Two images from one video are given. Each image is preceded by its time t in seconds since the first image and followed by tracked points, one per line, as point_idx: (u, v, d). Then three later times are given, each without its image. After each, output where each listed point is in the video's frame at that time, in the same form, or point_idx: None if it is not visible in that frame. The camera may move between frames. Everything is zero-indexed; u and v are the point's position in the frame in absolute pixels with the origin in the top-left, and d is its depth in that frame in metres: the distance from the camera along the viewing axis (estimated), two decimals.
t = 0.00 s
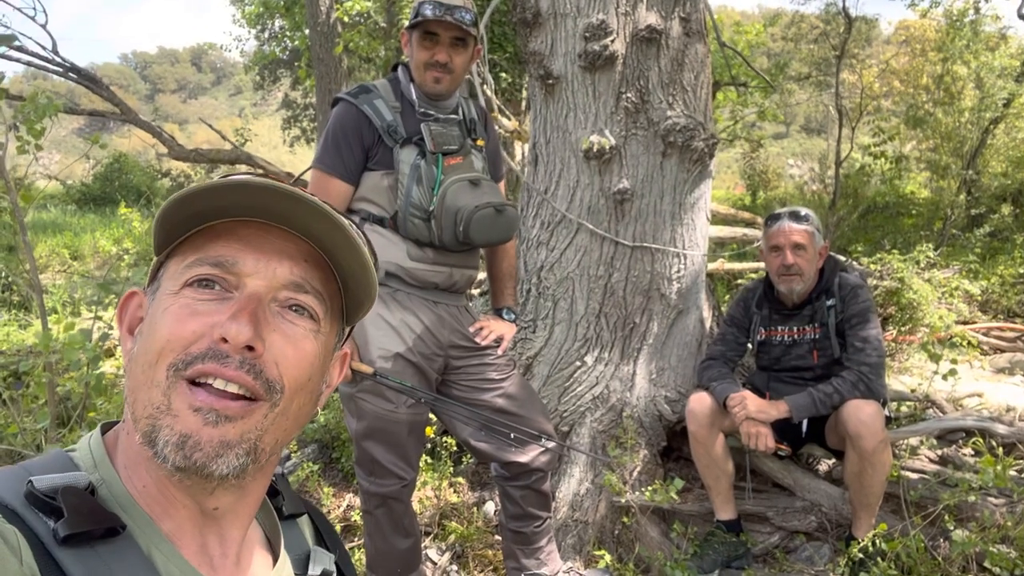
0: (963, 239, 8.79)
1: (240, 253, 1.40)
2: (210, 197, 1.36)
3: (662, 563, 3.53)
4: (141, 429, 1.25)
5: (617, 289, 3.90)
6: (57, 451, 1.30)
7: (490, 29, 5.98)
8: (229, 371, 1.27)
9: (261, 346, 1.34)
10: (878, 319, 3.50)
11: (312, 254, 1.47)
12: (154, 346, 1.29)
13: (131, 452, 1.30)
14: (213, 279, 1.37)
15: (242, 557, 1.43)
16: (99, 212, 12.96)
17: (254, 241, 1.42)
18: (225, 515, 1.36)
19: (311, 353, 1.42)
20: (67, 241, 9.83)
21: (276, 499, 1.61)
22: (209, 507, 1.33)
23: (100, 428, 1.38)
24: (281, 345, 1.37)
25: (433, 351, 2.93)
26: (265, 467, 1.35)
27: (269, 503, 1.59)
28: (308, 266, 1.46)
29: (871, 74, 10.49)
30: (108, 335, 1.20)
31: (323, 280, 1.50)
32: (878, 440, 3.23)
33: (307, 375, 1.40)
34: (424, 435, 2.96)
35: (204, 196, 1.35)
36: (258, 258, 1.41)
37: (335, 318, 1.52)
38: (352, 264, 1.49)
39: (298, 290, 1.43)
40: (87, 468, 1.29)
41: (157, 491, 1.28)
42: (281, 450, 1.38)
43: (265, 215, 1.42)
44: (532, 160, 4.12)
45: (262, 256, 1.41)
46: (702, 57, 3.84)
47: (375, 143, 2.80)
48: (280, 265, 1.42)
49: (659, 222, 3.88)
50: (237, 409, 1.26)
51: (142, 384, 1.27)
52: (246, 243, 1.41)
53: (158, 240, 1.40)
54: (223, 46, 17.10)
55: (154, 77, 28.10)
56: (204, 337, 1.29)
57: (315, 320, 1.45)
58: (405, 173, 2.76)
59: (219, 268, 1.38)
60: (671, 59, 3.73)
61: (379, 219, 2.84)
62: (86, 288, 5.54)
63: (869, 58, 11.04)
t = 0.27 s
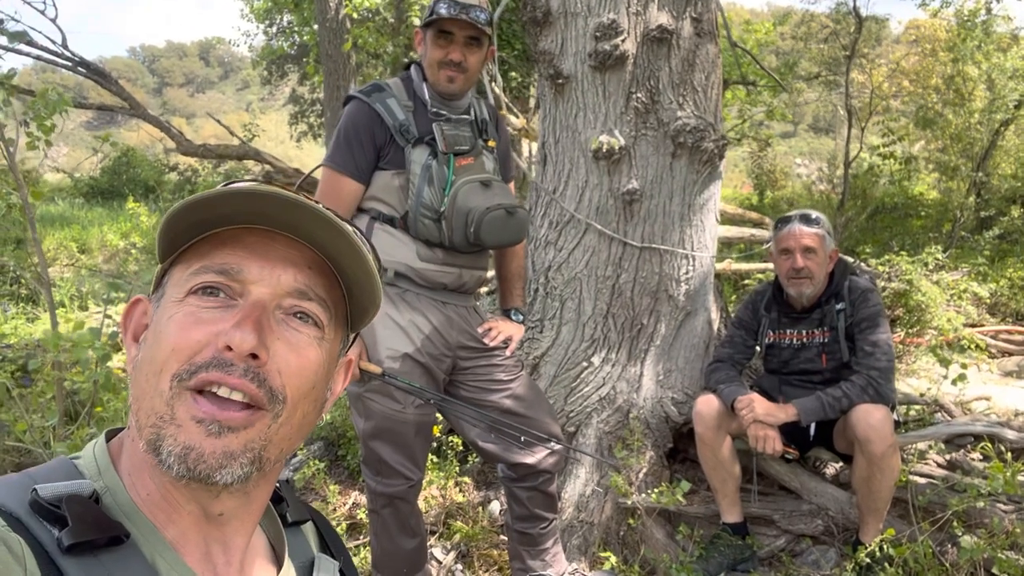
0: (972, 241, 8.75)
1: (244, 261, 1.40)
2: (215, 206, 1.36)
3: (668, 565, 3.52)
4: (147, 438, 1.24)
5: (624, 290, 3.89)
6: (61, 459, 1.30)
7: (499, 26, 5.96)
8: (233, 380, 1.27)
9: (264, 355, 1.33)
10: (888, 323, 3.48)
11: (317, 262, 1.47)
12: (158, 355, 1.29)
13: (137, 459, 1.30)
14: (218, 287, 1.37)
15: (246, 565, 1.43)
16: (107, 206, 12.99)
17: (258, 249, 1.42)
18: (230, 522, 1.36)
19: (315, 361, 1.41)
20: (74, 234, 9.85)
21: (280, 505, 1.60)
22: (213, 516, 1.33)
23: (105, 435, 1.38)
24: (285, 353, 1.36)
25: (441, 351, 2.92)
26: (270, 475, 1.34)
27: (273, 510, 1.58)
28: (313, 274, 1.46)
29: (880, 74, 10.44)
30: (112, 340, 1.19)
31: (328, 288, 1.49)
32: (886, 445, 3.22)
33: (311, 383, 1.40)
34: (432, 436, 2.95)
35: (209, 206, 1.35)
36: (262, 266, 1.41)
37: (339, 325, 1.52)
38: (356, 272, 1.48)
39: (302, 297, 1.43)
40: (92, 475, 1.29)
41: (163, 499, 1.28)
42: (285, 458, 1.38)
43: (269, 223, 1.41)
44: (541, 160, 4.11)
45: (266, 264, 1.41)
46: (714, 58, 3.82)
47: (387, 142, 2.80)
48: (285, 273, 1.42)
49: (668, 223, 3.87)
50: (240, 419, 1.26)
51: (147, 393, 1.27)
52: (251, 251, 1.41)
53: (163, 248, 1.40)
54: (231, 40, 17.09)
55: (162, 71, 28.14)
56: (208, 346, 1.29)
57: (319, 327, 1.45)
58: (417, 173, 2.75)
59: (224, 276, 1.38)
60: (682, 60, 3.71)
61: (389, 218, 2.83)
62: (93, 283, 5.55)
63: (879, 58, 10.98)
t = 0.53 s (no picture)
0: (983, 245, 8.70)
1: (252, 266, 1.40)
2: (223, 211, 1.36)
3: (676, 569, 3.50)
4: (154, 443, 1.24)
5: (633, 292, 3.87)
6: (68, 464, 1.29)
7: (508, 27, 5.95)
8: (240, 384, 1.26)
9: (271, 359, 1.33)
10: (900, 328, 3.45)
11: (323, 267, 1.47)
12: (166, 360, 1.29)
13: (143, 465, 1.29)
14: (225, 292, 1.37)
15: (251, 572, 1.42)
16: (116, 204, 13.03)
17: (265, 253, 1.42)
18: (236, 528, 1.35)
19: (320, 366, 1.41)
20: (83, 232, 9.87)
21: (285, 511, 1.59)
22: (219, 521, 1.32)
23: (111, 442, 1.37)
24: (291, 358, 1.36)
25: (451, 353, 2.91)
26: (276, 479, 1.34)
27: (279, 516, 1.57)
28: (319, 279, 1.46)
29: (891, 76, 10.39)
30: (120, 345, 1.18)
31: (334, 293, 1.49)
32: (898, 451, 3.20)
33: (316, 388, 1.40)
34: (440, 438, 2.95)
35: (217, 210, 1.35)
36: (269, 270, 1.41)
37: (345, 330, 1.52)
38: (362, 277, 1.48)
39: (308, 302, 1.43)
40: (98, 481, 1.28)
41: (170, 504, 1.28)
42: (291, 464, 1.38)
43: (276, 228, 1.42)
44: (551, 161, 4.10)
45: (273, 268, 1.41)
46: (725, 60, 3.80)
47: (399, 144, 2.79)
48: (291, 277, 1.42)
49: (678, 226, 3.85)
50: (246, 424, 1.25)
51: (154, 397, 1.26)
52: (258, 256, 1.41)
53: (170, 254, 1.40)
54: (240, 40, 17.14)
55: (172, 69, 28.24)
56: (215, 350, 1.29)
57: (325, 333, 1.45)
58: (428, 175, 2.75)
59: (231, 280, 1.38)
60: (694, 62, 3.69)
61: (400, 220, 2.82)
62: (102, 281, 5.55)
63: (889, 61, 10.94)
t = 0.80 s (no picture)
0: (997, 253, 8.63)
1: (263, 280, 1.40)
2: (236, 225, 1.36)
3: None
4: (166, 459, 1.24)
5: (644, 301, 3.86)
6: (78, 476, 1.29)
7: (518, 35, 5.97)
8: (251, 400, 1.26)
9: (282, 373, 1.33)
10: (914, 338, 3.42)
11: (331, 280, 1.47)
12: (178, 373, 1.29)
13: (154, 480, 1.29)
14: (236, 306, 1.37)
15: None
16: (130, 212, 13.14)
17: (275, 267, 1.42)
18: (245, 544, 1.35)
19: (330, 380, 1.41)
20: (97, 239, 9.95)
21: (292, 525, 1.58)
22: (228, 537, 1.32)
23: (119, 455, 1.37)
24: (302, 372, 1.36)
25: (460, 362, 2.91)
26: (286, 494, 1.34)
27: (285, 530, 1.56)
28: (328, 293, 1.46)
29: (903, 83, 10.33)
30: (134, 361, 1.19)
31: (344, 306, 1.49)
32: (911, 463, 3.16)
33: (327, 402, 1.40)
34: (450, 447, 2.94)
35: (229, 223, 1.35)
36: (280, 284, 1.41)
37: (354, 344, 1.52)
38: (372, 291, 1.48)
39: (318, 316, 1.43)
40: (107, 494, 1.28)
41: (180, 519, 1.27)
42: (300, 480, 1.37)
43: (288, 242, 1.42)
44: (561, 170, 4.10)
45: (284, 282, 1.41)
46: (736, 69, 3.79)
47: (409, 153, 2.79)
48: (302, 292, 1.42)
49: (689, 234, 3.84)
50: (257, 440, 1.25)
51: (167, 412, 1.26)
52: (268, 270, 1.41)
53: (180, 268, 1.40)
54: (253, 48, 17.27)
55: (186, 78, 28.49)
56: (227, 364, 1.29)
57: (334, 347, 1.45)
58: (438, 185, 2.75)
59: (242, 294, 1.38)
60: (705, 70, 3.68)
61: (410, 229, 2.82)
62: (114, 287, 5.58)
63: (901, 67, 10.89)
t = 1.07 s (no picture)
0: (1018, 266, 8.52)
1: (236, 291, 1.39)
2: (199, 239, 1.35)
3: None
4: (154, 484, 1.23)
5: (657, 316, 3.83)
6: (86, 496, 1.27)
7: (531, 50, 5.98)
8: (229, 416, 1.25)
9: (262, 386, 1.32)
10: (932, 353, 3.37)
11: (310, 285, 1.45)
12: (161, 396, 1.29)
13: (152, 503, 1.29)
14: (214, 320, 1.37)
15: None
16: (148, 227, 13.27)
17: (248, 277, 1.41)
18: (251, 562, 1.34)
19: (316, 389, 1.39)
20: (115, 255, 10.04)
21: (301, 545, 1.57)
22: (234, 553, 1.31)
23: (129, 474, 1.35)
24: (284, 383, 1.34)
25: (470, 378, 2.89)
26: (283, 512, 1.33)
27: (294, 549, 1.55)
28: (307, 297, 1.44)
29: (920, 96, 10.27)
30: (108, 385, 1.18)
31: (325, 311, 1.48)
32: (931, 481, 3.10)
33: (315, 411, 1.38)
34: (460, 464, 2.91)
35: (190, 237, 1.34)
36: (254, 294, 1.40)
37: (341, 347, 1.50)
38: (349, 294, 1.46)
39: (297, 322, 1.42)
40: (115, 514, 1.26)
41: (181, 540, 1.27)
42: (297, 494, 1.36)
43: (256, 249, 1.40)
44: (573, 184, 4.09)
45: (258, 292, 1.40)
46: (748, 82, 3.78)
47: (419, 168, 2.80)
48: (276, 299, 1.41)
49: (701, 248, 3.81)
50: (239, 459, 1.24)
51: (152, 437, 1.26)
52: (241, 280, 1.40)
53: (158, 288, 1.40)
54: (269, 65, 17.46)
55: (204, 94, 28.85)
56: (204, 382, 1.28)
57: (318, 353, 1.43)
58: (448, 200, 2.75)
59: (218, 306, 1.38)
60: (717, 83, 3.67)
61: (420, 243, 2.82)
62: (130, 302, 5.62)
63: (918, 80, 10.83)
